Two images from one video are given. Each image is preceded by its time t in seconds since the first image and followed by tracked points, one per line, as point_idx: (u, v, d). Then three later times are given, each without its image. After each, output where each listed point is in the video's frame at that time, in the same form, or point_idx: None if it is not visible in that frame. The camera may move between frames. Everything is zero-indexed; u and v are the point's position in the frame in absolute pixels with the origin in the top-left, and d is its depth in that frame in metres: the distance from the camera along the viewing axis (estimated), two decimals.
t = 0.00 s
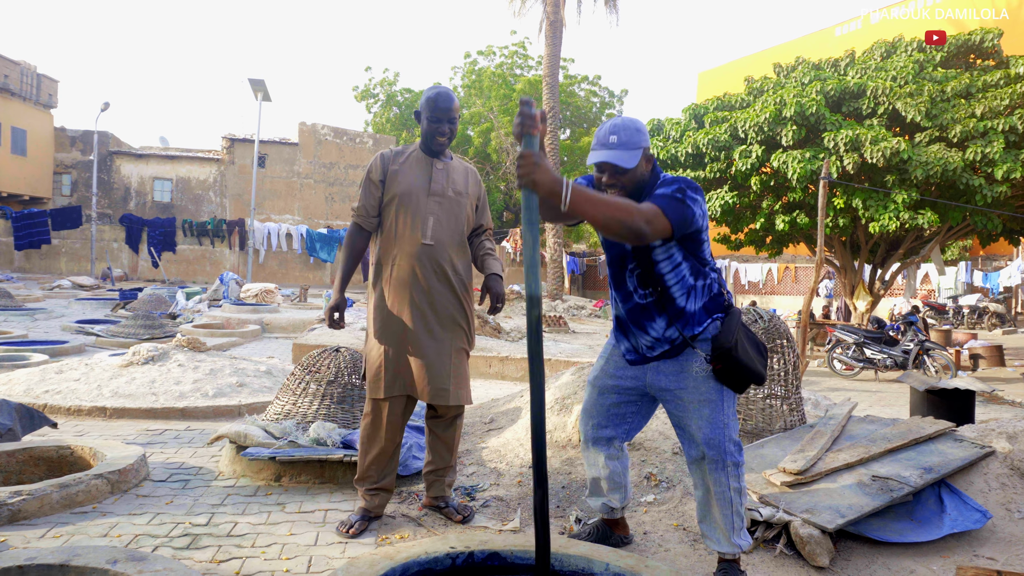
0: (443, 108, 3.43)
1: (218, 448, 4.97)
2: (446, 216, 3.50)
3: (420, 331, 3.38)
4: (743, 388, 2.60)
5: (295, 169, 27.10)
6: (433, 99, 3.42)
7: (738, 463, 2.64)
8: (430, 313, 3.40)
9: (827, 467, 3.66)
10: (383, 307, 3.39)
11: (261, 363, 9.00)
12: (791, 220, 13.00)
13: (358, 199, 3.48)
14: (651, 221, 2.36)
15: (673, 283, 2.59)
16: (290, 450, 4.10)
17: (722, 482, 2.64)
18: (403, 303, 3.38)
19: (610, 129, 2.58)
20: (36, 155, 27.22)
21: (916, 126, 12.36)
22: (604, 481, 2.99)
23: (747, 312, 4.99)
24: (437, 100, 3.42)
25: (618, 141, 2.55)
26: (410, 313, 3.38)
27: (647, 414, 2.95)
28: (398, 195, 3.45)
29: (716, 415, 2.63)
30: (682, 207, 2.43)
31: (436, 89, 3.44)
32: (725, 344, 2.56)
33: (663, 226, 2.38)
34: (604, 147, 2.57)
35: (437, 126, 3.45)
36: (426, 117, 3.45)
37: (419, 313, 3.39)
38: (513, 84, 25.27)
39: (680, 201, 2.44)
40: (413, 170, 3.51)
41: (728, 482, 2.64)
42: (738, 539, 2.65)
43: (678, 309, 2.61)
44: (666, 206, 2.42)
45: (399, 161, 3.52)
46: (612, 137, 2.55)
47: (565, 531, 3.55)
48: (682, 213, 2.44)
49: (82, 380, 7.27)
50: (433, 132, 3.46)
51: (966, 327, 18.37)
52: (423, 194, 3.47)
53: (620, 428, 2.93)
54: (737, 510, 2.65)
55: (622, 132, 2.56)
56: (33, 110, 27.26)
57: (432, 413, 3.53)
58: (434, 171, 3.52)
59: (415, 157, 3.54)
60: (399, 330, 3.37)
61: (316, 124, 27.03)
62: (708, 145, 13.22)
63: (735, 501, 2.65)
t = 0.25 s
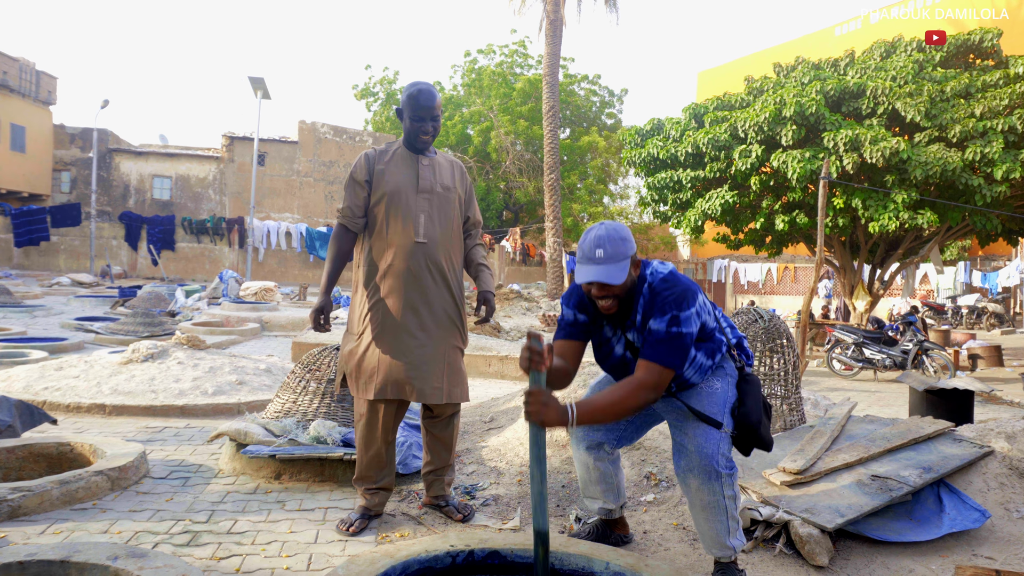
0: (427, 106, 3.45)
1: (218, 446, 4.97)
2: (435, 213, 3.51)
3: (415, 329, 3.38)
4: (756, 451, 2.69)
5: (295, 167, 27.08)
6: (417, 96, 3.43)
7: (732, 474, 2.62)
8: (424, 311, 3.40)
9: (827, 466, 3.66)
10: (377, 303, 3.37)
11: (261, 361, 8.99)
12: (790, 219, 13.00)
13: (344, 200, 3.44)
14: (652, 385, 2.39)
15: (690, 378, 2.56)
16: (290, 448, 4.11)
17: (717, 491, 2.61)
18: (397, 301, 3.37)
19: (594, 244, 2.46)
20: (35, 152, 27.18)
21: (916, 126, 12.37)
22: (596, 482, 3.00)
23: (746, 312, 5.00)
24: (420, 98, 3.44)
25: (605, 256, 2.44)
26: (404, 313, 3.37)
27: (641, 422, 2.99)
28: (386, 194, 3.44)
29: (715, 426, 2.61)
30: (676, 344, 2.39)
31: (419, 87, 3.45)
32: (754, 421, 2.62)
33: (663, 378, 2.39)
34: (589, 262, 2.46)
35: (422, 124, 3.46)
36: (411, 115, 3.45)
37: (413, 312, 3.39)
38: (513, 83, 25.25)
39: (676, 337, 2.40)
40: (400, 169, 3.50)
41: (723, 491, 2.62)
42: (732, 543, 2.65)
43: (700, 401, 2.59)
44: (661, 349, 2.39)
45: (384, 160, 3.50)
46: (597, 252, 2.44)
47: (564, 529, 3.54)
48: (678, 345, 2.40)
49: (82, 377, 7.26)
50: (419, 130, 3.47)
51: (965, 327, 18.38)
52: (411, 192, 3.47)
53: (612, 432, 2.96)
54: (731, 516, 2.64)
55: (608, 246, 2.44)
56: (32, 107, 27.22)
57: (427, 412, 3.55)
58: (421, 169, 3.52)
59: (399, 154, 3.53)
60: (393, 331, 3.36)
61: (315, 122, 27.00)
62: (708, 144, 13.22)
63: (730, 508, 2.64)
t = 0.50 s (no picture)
0: (416, 105, 3.47)
1: (221, 443, 4.99)
2: (430, 211, 3.52)
3: (418, 328, 3.39)
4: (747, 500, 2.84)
5: (297, 166, 27.13)
6: (404, 96, 3.44)
7: (726, 483, 2.63)
8: (425, 311, 3.42)
9: (828, 465, 3.67)
10: (379, 304, 3.37)
11: (264, 360, 9.02)
12: (793, 219, 13.00)
13: (338, 206, 3.43)
14: (644, 444, 2.47)
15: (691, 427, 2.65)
16: (293, 446, 4.13)
17: (710, 500, 2.60)
18: (399, 302, 3.37)
19: (606, 295, 2.51)
20: (39, 151, 27.25)
21: (919, 126, 12.35)
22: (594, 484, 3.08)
23: (748, 312, 5.01)
24: (407, 97, 3.46)
25: (617, 306, 2.50)
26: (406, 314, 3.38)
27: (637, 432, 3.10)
28: (381, 197, 3.44)
29: (708, 438, 2.66)
30: (668, 405, 2.46)
31: (405, 86, 3.46)
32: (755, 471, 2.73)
33: (653, 437, 2.48)
34: (602, 313, 2.51)
35: (411, 123, 3.48)
36: (399, 115, 3.46)
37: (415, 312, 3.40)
38: (516, 82, 25.27)
39: (672, 398, 2.48)
40: (392, 170, 3.50)
41: (717, 500, 2.61)
42: (726, 544, 2.65)
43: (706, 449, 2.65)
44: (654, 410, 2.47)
45: (375, 162, 3.50)
46: (610, 303, 2.50)
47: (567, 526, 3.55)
48: (672, 405, 2.48)
49: (86, 375, 7.29)
50: (408, 130, 3.48)
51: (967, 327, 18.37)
52: (405, 192, 3.48)
53: (608, 440, 3.05)
54: (727, 520, 2.65)
55: (620, 296, 2.49)
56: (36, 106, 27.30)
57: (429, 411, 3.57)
58: (412, 168, 3.53)
59: (390, 155, 3.53)
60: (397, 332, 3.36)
61: (318, 121, 27.04)
62: (710, 144, 13.22)
63: (725, 513, 2.64)
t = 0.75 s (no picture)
0: (419, 92, 3.50)
1: (227, 430, 5.03)
2: (435, 197, 3.54)
3: (425, 314, 3.41)
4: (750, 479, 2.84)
5: (300, 159, 27.14)
6: (407, 82, 3.47)
7: (726, 462, 2.65)
8: (432, 297, 3.44)
9: (830, 450, 3.69)
10: (386, 290, 3.39)
11: (268, 350, 9.06)
12: (796, 209, 12.99)
13: (343, 193, 3.43)
14: (665, 408, 2.56)
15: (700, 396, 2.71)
16: (298, 432, 4.16)
17: (710, 479, 2.63)
18: (407, 287, 3.39)
19: (631, 241, 2.57)
20: (42, 144, 27.30)
21: (923, 116, 12.29)
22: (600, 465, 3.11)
23: (751, 299, 5.02)
24: (411, 84, 3.49)
25: (638, 254, 2.55)
26: (414, 299, 3.40)
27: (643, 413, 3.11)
28: (385, 184, 3.46)
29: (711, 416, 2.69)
30: (690, 370, 2.56)
31: (408, 72, 3.48)
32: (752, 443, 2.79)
33: (673, 402, 2.57)
34: (624, 257, 2.56)
35: (415, 110, 3.51)
36: (403, 102, 3.49)
37: (422, 298, 3.42)
38: (518, 74, 25.19)
39: (693, 363, 2.56)
40: (396, 157, 3.51)
41: (717, 479, 2.64)
42: (729, 524, 2.67)
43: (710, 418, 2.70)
44: (673, 375, 2.56)
45: (379, 149, 3.51)
46: (633, 249, 2.55)
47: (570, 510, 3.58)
48: (692, 370, 2.57)
49: (91, 366, 7.34)
50: (413, 116, 3.50)
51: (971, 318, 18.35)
52: (409, 178, 3.50)
53: (613, 423, 3.07)
54: (728, 498, 2.67)
55: (644, 244, 2.55)
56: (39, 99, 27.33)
57: (434, 397, 3.59)
58: (416, 155, 3.55)
59: (393, 142, 3.55)
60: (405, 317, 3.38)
61: (321, 114, 27.01)
62: (713, 135, 13.19)
63: (726, 491, 2.66)
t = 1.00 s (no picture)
0: (420, 73, 3.51)
1: (228, 414, 5.07)
2: (435, 179, 3.54)
3: (425, 296, 3.43)
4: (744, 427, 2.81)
5: (299, 146, 27.06)
6: (409, 63, 3.48)
7: (724, 433, 2.68)
8: (432, 278, 3.45)
9: (826, 430, 3.72)
10: (387, 270, 3.40)
11: (268, 336, 9.09)
12: (796, 194, 12.98)
13: (344, 175, 3.44)
14: (679, 355, 2.62)
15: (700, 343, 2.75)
16: (299, 415, 4.20)
17: (708, 449, 2.66)
18: (407, 268, 3.40)
19: (634, 187, 2.59)
20: (41, 131, 27.22)
21: (924, 100, 12.25)
22: (601, 442, 3.10)
23: (749, 281, 5.04)
24: (412, 65, 3.49)
25: (642, 201, 2.57)
26: (414, 280, 3.41)
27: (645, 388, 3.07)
28: (386, 166, 3.46)
29: (708, 387, 2.71)
30: (698, 319, 2.58)
31: (409, 54, 3.49)
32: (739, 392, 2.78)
33: (686, 349, 2.61)
34: (628, 205, 2.58)
35: (416, 91, 3.52)
36: (404, 83, 3.50)
37: (422, 279, 3.43)
38: (518, 60, 25.06)
39: (701, 311, 2.58)
40: (397, 139, 3.52)
41: (715, 450, 2.66)
42: (727, 500, 2.71)
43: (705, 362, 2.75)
44: (680, 322, 2.59)
45: (380, 131, 3.52)
46: (636, 196, 2.57)
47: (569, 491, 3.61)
48: (700, 318, 2.59)
49: (93, 352, 7.37)
50: (414, 97, 3.52)
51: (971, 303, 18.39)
52: (409, 160, 3.50)
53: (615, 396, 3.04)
54: (724, 473, 2.70)
55: (646, 192, 2.57)
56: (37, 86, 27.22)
57: (435, 380, 3.61)
58: (416, 137, 3.56)
59: (394, 124, 3.55)
60: (405, 298, 3.40)
61: (320, 100, 26.91)
62: (713, 120, 13.13)
63: (723, 466, 2.69)
